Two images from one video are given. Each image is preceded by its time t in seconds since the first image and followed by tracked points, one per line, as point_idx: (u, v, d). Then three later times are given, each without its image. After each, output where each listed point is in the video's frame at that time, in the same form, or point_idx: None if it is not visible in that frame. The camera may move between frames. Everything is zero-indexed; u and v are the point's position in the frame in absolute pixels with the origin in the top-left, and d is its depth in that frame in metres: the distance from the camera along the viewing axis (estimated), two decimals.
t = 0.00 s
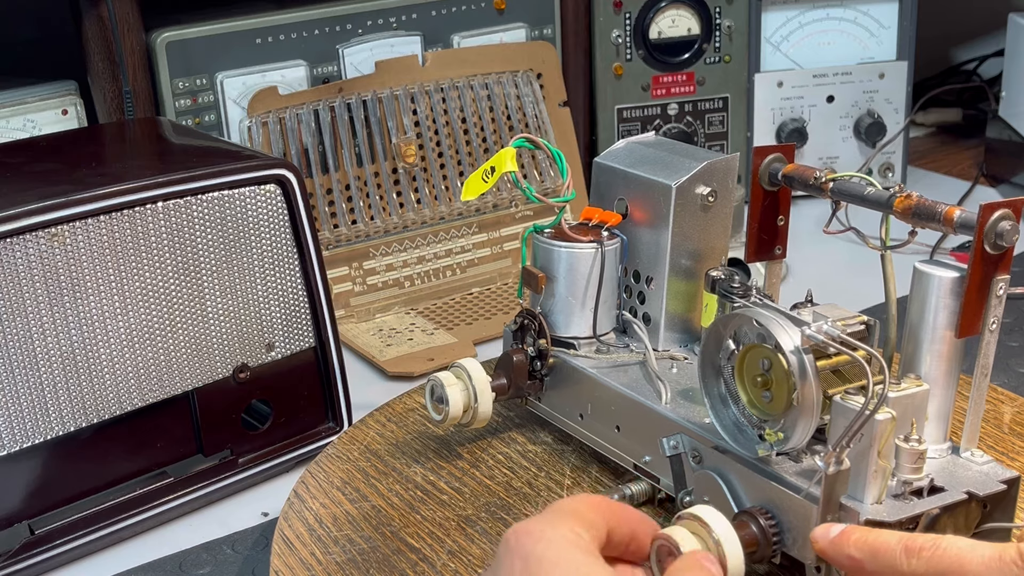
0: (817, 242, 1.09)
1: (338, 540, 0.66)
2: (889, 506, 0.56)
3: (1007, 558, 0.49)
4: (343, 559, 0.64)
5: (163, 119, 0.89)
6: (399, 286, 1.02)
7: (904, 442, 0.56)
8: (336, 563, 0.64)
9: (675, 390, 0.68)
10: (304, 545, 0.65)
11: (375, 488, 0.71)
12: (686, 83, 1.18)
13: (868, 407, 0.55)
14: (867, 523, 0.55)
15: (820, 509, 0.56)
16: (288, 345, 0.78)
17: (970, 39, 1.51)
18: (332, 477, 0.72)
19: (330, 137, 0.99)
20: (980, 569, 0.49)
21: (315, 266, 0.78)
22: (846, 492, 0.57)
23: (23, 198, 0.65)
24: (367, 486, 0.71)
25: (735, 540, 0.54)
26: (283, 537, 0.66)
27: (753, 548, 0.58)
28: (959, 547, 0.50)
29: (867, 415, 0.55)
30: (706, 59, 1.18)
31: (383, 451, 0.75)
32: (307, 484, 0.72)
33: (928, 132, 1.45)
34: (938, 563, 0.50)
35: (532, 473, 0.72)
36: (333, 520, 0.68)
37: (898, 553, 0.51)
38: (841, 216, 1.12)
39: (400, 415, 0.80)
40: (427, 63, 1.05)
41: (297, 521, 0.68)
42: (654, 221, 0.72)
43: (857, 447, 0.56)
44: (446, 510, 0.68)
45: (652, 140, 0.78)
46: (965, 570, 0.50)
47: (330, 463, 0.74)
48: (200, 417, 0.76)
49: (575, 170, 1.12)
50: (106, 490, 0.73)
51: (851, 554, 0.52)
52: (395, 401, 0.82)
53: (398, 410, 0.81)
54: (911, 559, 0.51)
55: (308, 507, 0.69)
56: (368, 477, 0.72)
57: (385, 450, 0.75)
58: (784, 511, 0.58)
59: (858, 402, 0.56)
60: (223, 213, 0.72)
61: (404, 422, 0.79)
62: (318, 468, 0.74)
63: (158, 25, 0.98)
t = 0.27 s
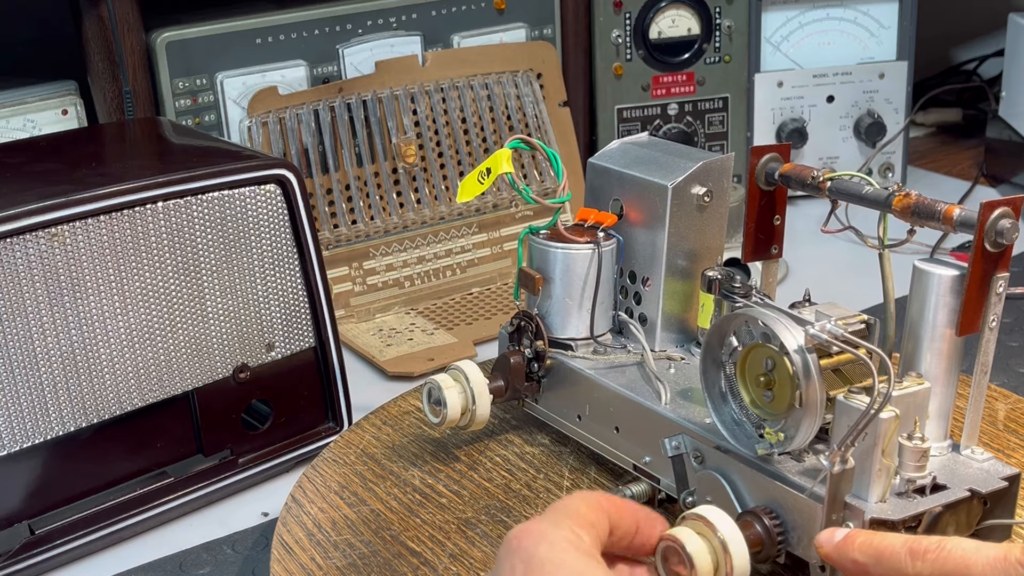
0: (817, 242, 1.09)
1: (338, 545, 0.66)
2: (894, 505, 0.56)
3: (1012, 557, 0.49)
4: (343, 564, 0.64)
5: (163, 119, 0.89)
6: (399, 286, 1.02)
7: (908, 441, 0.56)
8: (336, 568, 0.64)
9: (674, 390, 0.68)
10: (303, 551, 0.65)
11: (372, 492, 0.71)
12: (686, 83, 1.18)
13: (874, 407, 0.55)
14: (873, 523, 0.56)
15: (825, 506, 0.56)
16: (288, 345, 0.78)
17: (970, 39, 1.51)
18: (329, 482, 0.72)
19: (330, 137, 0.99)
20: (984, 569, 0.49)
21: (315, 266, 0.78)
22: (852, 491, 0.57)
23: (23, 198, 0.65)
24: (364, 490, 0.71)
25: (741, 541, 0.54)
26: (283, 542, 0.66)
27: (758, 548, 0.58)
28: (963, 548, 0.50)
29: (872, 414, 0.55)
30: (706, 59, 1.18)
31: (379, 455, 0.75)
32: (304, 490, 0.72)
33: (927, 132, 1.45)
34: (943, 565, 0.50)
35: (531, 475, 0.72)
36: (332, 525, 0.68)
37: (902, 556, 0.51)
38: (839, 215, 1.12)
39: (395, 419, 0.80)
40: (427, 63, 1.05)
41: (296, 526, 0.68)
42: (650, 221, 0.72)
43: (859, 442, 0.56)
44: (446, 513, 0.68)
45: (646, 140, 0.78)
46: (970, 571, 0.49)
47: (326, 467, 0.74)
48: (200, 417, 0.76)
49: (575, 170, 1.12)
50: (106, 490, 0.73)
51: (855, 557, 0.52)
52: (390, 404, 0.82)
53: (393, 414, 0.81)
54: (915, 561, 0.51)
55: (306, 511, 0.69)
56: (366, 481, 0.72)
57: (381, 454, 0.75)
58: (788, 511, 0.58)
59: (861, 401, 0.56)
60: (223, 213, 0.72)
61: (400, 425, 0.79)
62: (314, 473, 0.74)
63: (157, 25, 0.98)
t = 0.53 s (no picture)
0: (817, 242, 1.09)
1: (338, 545, 0.66)
2: (894, 505, 0.56)
3: (1007, 558, 0.49)
4: (343, 564, 0.64)
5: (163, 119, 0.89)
6: (399, 286, 1.02)
7: (909, 441, 0.56)
8: (336, 569, 0.64)
9: (673, 390, 0.68)
10: (303, 551, 0.65)
11: (372, 492, 0.71)
12: (686, 83, 1.18)
13: (875, 407, 0.55)
14: (873, 523, 0.56)
15: (825, 506, 0.56)
16: (288, 345, 0.78)
17: (970, 39, 1.51)
18: (329, 481, 0.72)
19: (330, 137, 0.99)
20: (981, 570, 0.49)
21: (315, 266, 0.78)
22: (852, 490, 0.57)
23: (23, 198, 0.65)
24: (364, 490, 0.71)
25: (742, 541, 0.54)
26: (283, 542, 0.66)
27: (759, 547, 0.58)
28: (959, 549, 0.50)
29: (873, 414, 0.54)
30: (706, 59, 1.18)
31: (379, 454, 0.75)
32: (304, 489, 0.72)
33: (927, 132, 1.45)
34: (939, 565, 0.50)
35: (531, 474, 0.72)
36: (332, 525, 0.68)
37: (898, 556, 0.51)
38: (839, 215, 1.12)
39: (395, 418, 0.80)
40: (427, 63, 1.05)
41: (296, 526, 0.68)
42: (649, 221, 0.72)
43: (858, 442, 0.56)
44: (445, 513, 0.68)
45: (645, 140, 0.78)
46: (965, 571, 0.49)
47: (326, 467, 0.74)
48: (200, 417, 0.76)
49: (574, 169, 1.13)
50: (106, 490, 0.73)
51: (852, 559, 0.52)
52: (390, 404, 0.82)
53: (393, 414, 0.81)
54: (911, 562, 0.51)
55: (306, 511, 0.69)
56: (366, 481, 0.72)
57: (381, 454, 0.75)
58: (789, 510, 0.58)
59: (862, 401, 0.56)
60: (223, 213, 0.72)
61: (400, 425, 0.79)
62: (314, 473, 0.74)
63: (157, 25, 0.98)
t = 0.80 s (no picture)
0: (816, 242, 1.09)
1: (338, 546, 0.66)
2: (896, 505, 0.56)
3: (1009, 556, 0.49)
4: (343, 565, 0.64)
5: (163, 119, 0.89)
6: (399, 286, 1.02)
7: (910, 441, 0.56)
8: (336, 570, 0.64)
9: (673, 390, 0.68)
10: (303, 552, 0.65)
11: (371, 493, 0.71)
12: (686, 83, 1.18)
13: (876, 407, 0.55)
14: (875, 523, 0.56)
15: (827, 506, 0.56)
16: (288, 345, 0.78)
17: (970, 39, 1.51)
18: (329, 482, 0.72)
19: (330, 137, 0.99)
20: (982, 568, 0.49)
21: (315, 266, 0.78)
22: (853, 490, 0.57)
23: (23, 198, 0.65)
24: (364, 491, 0.71)
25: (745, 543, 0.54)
26: (283, 544, 0.66)
27: (760, 547, 0.57)
28: (960, 547, 0.50)
29: (874, 414, 0.55)
30: (706, 59, 1.18)
31: (378, 455, 0.75)
32: (304, 490, 0.72)
33: (927, 132, 1.45)
34: (940, 564, 0.50)
35: (531, 475, 0.72)
36: (332, 526, 0.68)
37: (899, 555, 0.51)
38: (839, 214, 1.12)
39: (394, 419, 0.80)
40: (427, 63, 1.05)
41: (295, 527, 0.68)
42: (648, 221, 0.72)
43: (859, 441, 0.55)
44: (445, 514, 0.68)
45: (643, 140, 0.77)
46: (966, 570, 0.49)
47: (326, 468, 0.74)
48: (201, 417, 0.76)
49: (574, 169, 1.12)
50: (106, 490, 0.73)
51: (853, 559, 0.52)
52: (389, 404, 0.82)
53: (392, 414, 0.81)
54: (913, 561, 0.51)
55: (305, 512, 0.69)
56: (366, 482, 0.72)
57: (380, 455, 0.75)
58: (790, 510, 0.58)
59: (863, 401, 0.56)
60: (224, 213, 0.72)
61: (399, 426, 0.79)
62: (313, 474, 0.73)
63: (157, 25, 0.98)
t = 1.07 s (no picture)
0: (816, 242, 1.09)
1: (338, 546, 0.66)
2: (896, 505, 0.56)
3: (1007, 555, 0.49)
4: (343, 566, 0.64)
5: (164, 119, 0.89)
6: (399, 286, 1.02)
7: (910, 441, 0.56)
8: (336, 570, 0.64)
9: (673, 390, 0.68)
10: (303, 553, 0.65)
11: (371, 493, 0.71)
12: (686, 83, 1.18)
13: (876, 407, 0.55)
14: (875, 523, 0.55)
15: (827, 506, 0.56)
16: (288, 345, 0.78)
17: (971, 39, 1.51)
18: (329, 482, 0.72)
19: (330, 137, 0.99)
20: (981, 568, 0.49)
21: (315, 266, 0.78)
22: (853, 490, 0.57)
23: (23, 198, 0.65)
24: (364, 491, 0.71)
25: (745, 540, 0.54)
26: (283, 544, 0.66)
27: (760, 547, 0.57)
28: (958, 547, 0.50)
29: (875, 413, 0.55)
30: (706, 59, 1.18)
31: (378, 455, 0.75)
32: (304, 490, 0.72)
33: (927, 132, 1.45)
34: (940, 564, 0.50)
35: (531, 475, 0.72)
36: (332, 526, 0.68)
37: (898, 556, 0.51)
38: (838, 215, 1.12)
39: (394, 419, 0.80)
40: (427, 63, 1.05)
41: (295, 527, 0.68)
42: (648, 221, 0.72)
43: (859, 441, 0.55)
44: (445, 514, 0.68)
45: (643, 140, 0.77)
46: (965, 570, 0.50)
47: (326, 469, 0.74)
48: (201, 417, 0.76)
49: (574, 169, 1.12)
50: (106, 490, 0.73)
51: (853, 561, 0.52)
52: (389, 405, 0.82)
53: (392, 414, 0.81)
54: (912, 561, 0.51)
55: (305, 512, 0.69)
56: (365, 482, 0.72)
57: (380, 455, 0.75)
58: (791, 510, 0.58)
59: (864, 401, 0.56)
60: (224, 213, 0.72)
61: (399, 426, 0.79)
62: (313, 474, 0.73)
63: (157, 25, 0.98)
